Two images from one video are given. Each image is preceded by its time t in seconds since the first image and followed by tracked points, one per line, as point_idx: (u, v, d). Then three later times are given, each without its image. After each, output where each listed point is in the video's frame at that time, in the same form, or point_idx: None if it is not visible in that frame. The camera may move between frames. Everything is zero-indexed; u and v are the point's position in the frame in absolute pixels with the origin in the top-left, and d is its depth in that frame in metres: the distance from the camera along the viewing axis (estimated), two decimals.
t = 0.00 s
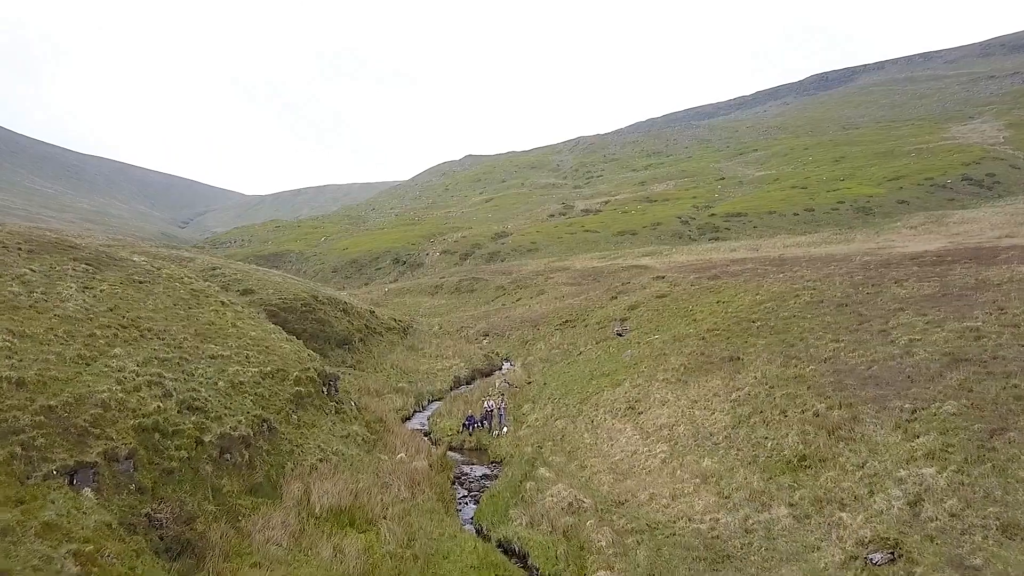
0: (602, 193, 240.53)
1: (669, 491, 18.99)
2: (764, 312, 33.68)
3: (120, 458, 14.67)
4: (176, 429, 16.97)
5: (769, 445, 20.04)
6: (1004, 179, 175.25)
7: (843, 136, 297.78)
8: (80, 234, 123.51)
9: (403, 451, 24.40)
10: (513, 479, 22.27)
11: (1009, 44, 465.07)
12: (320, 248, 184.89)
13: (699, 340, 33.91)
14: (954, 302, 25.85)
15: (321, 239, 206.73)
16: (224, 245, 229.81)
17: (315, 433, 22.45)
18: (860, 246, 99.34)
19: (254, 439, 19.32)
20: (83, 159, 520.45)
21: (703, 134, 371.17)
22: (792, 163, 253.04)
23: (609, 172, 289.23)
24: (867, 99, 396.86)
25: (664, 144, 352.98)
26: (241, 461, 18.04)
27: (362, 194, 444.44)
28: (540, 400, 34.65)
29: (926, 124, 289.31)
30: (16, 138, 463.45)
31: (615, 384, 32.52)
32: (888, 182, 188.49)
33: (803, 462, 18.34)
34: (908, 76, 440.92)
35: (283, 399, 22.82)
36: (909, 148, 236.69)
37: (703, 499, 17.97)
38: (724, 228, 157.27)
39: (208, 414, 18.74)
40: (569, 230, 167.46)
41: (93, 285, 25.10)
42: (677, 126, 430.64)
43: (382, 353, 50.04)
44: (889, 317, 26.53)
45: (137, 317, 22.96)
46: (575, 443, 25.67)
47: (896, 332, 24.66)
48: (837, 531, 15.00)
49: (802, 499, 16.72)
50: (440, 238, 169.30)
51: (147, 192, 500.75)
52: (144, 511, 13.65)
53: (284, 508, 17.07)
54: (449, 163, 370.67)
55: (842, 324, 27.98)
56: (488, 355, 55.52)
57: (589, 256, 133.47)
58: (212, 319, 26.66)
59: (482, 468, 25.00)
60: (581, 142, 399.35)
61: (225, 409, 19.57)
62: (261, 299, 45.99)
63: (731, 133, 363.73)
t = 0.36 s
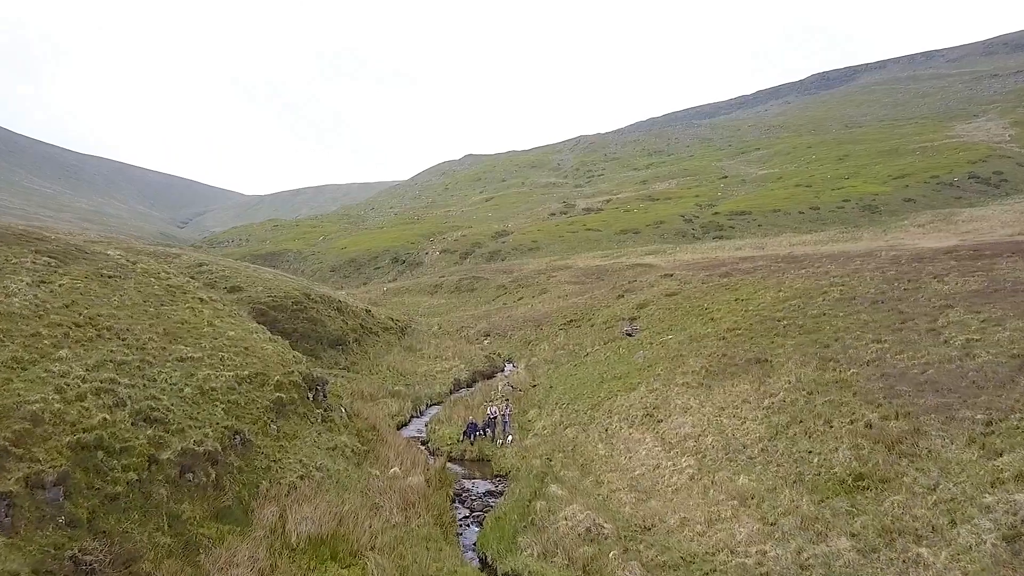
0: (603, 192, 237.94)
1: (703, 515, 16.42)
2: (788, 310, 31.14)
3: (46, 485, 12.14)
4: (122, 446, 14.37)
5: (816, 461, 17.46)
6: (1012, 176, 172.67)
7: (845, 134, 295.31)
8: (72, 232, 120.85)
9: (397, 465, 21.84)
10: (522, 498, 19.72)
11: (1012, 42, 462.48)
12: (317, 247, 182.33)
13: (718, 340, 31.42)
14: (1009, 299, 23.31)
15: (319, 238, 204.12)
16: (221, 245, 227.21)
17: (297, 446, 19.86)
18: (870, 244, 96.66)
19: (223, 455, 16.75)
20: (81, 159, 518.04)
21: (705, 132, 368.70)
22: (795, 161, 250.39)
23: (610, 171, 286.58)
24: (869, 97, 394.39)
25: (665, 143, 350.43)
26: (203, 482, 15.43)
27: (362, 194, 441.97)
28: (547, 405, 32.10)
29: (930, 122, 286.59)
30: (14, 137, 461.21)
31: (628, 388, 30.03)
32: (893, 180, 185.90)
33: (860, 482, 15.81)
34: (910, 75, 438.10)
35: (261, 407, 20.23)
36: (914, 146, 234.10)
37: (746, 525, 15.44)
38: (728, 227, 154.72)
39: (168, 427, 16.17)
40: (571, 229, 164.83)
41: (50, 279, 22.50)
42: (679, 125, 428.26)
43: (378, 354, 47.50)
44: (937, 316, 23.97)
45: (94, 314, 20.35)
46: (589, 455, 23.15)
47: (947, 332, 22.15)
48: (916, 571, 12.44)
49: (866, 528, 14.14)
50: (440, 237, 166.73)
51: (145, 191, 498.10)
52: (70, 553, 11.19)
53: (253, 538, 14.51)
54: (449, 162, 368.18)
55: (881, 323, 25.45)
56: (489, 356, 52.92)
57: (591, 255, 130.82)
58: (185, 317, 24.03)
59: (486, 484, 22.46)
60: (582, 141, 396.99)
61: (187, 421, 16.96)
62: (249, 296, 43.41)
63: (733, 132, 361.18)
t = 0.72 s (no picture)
0: (604, 190, 235.41)
1: (748, 547, 13.89)
2: (818, 308, 28.53)
3: None
4: (47, 471, 11.77)
5: (878, 483, 14.89)
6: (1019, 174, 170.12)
7: (849, 133, 292.86)
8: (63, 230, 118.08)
9: (390, 483, 19.31)
10: (532, 524, 17.20)
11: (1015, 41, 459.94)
12: (316, 246, 179.88)
13: (742, 341, 28.86)
14: None
15: (318, 237, 201.55)
16: (218, 244, 224.56)
17: (273, 462, 17.28)
18: (881, 242, 94.08)
19: (180, 477, 14.18)
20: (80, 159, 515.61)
21: (707, 131, 366.32)
22: (798, 159, 247.82)
23: (611, 169, 284.12)
24: (872, 96, 392.09)
25: (667, 142, 348.02)
26: (150, 512, 12.83)
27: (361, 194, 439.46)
28: (554, 411, 29.56)
29: (935, 120, 284.11)
30: (12, 137, 458.94)
31: (644, 392, 27.49)
32: (898, 179, 183.39)
33: (937, 511, 13.26)
34: (912, 74, 435.23)
35: (233, 417, 17.63)
36: (918, 145, 231.55)
37: (804, 563, 12.85)
38: (733, 225, 152.34)
39: (112, 444, 13.62)
40: (573, 228, 162.19)
41: None
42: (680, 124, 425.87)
43: (373, 356, 44.92)
44: (994, 316, 21.50)
45: (40, 310, 17.74)
46: (606, 471, 20.60)
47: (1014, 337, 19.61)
48: None
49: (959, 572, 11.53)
50: (439, 236, 164.31)
51: (143, 191, 495.50)
52: None
53: None
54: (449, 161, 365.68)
55: (929, 323, 22.87)
56: (491, 357, 50.35)
57: (593, 254, 128.39)
58: (153, 315, 21.42)
59: (489, 503, 19.94)
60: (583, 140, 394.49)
61: (137, 436, 14.33)
62: (236, 294, 40.77)
63: (735, 131, 358.71)
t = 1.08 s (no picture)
0: (606, 189, 232.85)
1: None
2: (854, 305, 26.04)
3: None
4: None
5: (964, 514, 12.38)
6: None
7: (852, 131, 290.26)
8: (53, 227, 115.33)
9: (381, 505, 16.80)
10: (547, 556, 14.72)
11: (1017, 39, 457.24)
12: (314, 245, 177.18)
13: (770, 341, 26.29)
14: None
15: (316, 236, 198.83)
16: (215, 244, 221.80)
17: (241, 483, 14.73)
18: (893, 239, 91.50)
19: (119, 507, 11.64)
20: (78, 158, 512.72)
21: (708, 130, 363.85)
22: (802, 158, 245.05)
23: (613, 168, 281.47)
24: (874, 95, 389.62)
25: (668, 141, 345.43)
26: (73, 554, 10.27)
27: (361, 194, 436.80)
28: (563, 417, 27.07)
29: (939, 119, 281.61)
30: (9, 136, 456.22)
31: (663, 397, 24.94)
32: (905, 176, 180.74)
33: None
34: (915, 73, 432.45)
35: (193, 431, 15.05)
36: (923, 143, 228.93)
37: None
38: (737, 223, 149.74)
39: (32, 469, 11.10)
40: (575, 226, 159.44)
41: None
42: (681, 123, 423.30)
43: (368, 357, 42.29)
44: None
45: None
46: (628, 489, 18.11)
47: None
48: None
49: None
50: (439, 235, 161.56)
51: (142, 190, 492.62)
52: None
53: None
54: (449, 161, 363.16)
55: (990, 321, 20.31)
56: (493, 358, 47.87)
57: (596, 252, 125.78)
58: (111, 311, 18.85)
59: (496, 526, 17.47)
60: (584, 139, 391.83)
61: (65, 457, 11.79)
62: (221, 290, 38.22)
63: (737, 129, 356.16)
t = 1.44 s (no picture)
0: (607, 187, 230.02)
1: None
2: (898, 301, 23.46)
3: None
4: None
5: None
6: None
7: (855, 129, 287.66)
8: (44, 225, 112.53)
9: (367, 535, 14.23)
10: None
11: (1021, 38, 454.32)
12: (312, 244, 174.50)
13: (804, 342, 23.70)
14: None
15: (314, 235, 196.10)
16: (213, 243, 219.14)
17: (194, 514, 12.13)
18: (906, 235, 88.79)
19: (23, 555, 9.04)
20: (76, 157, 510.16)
21: (710, 129, 361.25)
22: (805, 156, 242.36)
23: (614, 167, 278.81)
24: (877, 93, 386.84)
25: (669, 139, 342.70)
26: None
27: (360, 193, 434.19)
28: (575, 426, 24.53)
29: (943, 117, 279.07)
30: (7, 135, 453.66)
31: (688, 404, 22.37)
32: (911, 174, 177.99)
33: None
34: (917, 72, 429.54)
35: (138, 450, 12.43)
36: (929, 140, 226.17)
37: None
38: (742, 221, 146.96)
39: None
40: (577, 224, 156.70)
41: None
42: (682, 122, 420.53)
43: (362, 358, 39.64)
44: None
45: None
46: (657, 515, 15.52)
47: None
48: None
49: None
50: (439, 233, 158.87)
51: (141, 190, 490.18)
52: None
53: None
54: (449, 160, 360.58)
55: None
56: (495, 360, 45.27)
57: (599, 250, 123.06)
58: (56, 307, 16.23)
59: (503, 558, 14.94)
60: (584, 138, 389.30)
61: None
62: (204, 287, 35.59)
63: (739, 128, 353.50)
